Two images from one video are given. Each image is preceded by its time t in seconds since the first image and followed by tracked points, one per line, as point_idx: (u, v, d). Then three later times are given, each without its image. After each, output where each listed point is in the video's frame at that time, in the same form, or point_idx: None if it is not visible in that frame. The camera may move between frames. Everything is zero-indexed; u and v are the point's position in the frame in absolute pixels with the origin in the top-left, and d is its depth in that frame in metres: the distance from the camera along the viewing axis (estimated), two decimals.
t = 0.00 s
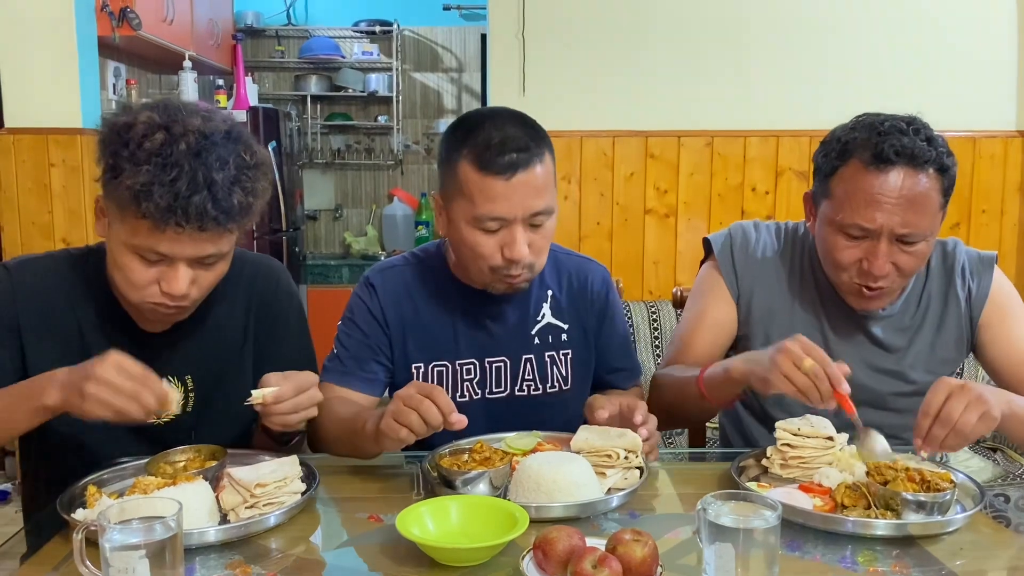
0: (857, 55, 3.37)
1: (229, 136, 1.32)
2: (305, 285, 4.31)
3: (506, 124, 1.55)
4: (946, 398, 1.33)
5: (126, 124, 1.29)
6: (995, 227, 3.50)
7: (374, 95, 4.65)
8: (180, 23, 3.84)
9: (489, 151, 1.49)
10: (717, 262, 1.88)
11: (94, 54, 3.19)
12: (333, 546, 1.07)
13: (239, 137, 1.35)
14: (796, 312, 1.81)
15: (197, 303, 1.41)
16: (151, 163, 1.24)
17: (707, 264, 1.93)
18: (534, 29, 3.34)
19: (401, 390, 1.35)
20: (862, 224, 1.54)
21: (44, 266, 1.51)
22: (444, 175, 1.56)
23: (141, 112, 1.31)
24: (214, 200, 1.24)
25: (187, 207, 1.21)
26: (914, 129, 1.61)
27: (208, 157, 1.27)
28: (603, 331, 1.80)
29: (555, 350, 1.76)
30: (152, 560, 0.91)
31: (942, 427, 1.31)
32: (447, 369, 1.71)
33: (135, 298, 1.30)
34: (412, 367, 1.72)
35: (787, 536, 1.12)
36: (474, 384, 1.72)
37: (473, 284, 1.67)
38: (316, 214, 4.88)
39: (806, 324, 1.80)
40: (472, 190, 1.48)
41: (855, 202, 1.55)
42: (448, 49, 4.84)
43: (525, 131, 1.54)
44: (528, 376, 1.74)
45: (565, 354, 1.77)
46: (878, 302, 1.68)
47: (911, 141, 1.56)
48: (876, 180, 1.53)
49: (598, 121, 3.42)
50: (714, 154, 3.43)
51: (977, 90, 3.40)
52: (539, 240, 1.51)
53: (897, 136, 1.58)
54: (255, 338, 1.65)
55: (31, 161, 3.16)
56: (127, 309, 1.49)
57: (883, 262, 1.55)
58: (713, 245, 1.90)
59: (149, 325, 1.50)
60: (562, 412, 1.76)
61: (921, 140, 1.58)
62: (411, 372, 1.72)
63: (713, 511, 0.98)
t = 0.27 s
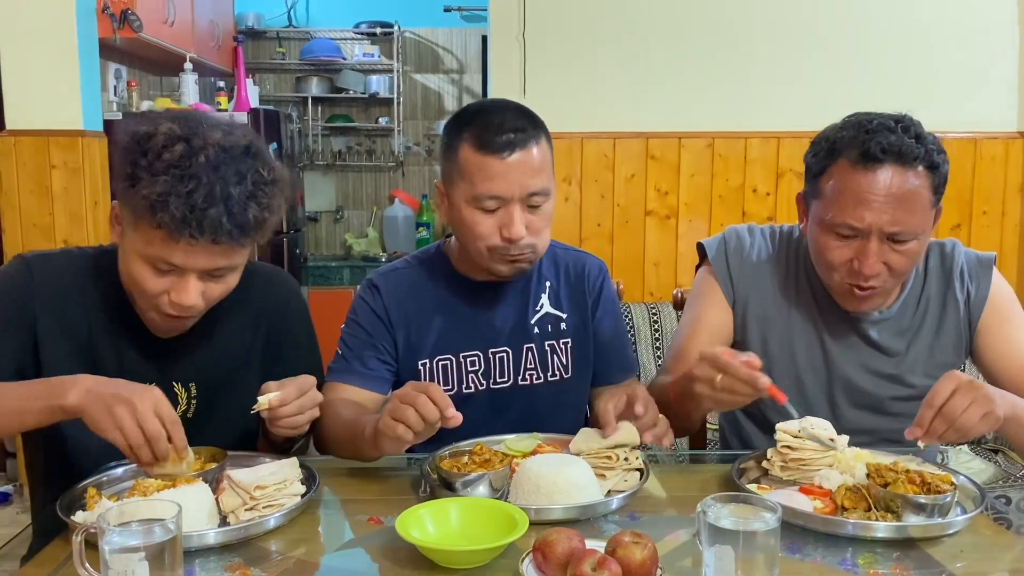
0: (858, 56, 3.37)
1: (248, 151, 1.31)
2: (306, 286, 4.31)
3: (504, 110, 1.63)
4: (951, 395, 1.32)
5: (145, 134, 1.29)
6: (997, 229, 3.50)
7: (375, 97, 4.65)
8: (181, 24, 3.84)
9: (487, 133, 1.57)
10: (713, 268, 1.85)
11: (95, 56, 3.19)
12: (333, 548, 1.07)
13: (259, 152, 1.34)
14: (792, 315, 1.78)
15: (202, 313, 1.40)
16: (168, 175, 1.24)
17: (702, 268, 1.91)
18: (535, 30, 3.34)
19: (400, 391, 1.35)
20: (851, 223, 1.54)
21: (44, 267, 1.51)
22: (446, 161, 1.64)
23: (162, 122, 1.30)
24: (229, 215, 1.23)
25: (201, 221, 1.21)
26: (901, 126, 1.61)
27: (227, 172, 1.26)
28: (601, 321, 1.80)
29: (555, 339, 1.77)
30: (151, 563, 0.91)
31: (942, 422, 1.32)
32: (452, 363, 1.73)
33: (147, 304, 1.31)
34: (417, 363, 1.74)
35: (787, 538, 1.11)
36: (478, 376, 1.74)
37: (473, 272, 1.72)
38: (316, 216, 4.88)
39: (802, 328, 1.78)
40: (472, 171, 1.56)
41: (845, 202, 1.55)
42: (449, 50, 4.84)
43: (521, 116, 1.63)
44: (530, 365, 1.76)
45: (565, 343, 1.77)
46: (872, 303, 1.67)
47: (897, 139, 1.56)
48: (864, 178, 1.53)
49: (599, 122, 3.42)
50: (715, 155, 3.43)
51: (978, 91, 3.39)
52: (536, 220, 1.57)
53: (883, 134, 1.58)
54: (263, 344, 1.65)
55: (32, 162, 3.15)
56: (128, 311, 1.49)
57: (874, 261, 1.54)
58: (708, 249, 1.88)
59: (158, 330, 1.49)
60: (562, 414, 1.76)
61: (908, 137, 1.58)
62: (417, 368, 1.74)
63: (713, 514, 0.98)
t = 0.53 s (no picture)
0: (860, 58, 3.38)
1: (280, 168, 1.32)
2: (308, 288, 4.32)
3: (513, 105, 1.66)
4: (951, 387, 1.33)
5: (181, 145, 1.30)
6: (999, 230, 3.50)
7: (377, 99, 4.66)
8: (183, 27, 3.85)
9: (497, 127, 1.60)
10: (715, 269, 1.83)
11: (97, 59, 3.20)
12: (338, 548, 1.08)
13: (291, 170, 1.35)
14: (789, 319, 1.78)
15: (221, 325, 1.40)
16: (200, 188, 1.24)
17: (702, 269, 1.88)
18: (537, 33, 3.34)
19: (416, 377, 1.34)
20: (836, 236, 1.49)
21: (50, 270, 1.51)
22: (457, 155, 1.67)
23: (198, 134, 1.31)
24: (257, 231, 1.24)
25: (229, 236, 1.21)
26: (886, 132, 1.54)
27: (259, 188, 1.27)
28: (602, 315, 1.81)
29: (559, 333, 1.79)
30: (157, 564, 0.92)
31: (942, 414, 1.32)
32: (459, 357, 1.75)
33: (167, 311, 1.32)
34: (426, 358, 1.76)
35: (790, 539, 1.12)
36: (485, 369, 1.76)
37: (480, 268, 1.75)
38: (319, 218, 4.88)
39: (800, 332, 1.77)
40: (481, 163, 1.60)
41: (829, 214, 1.50)
42: (451, 53, 4.85)
43: (530, 112, 1.66)
44: (535, 359, 1.77)
45: (569, 336, 1.79)
46: (863, 310, 1.63)
47: (881, 148, 1.50)
48: (847, 191, 1.47)
49: (601, 124, 3.42)
50: (716, 157, 3.44)
51: (979, 93, 3.40)
52: (543, 213, 1.61)
53: (867, 143, 1.51)
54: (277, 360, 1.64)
55: (35, 165, 3.16)
56: (133, 313, 1.49)
57: (861, 273, 1.49)
58: (708, 250, 1.85)
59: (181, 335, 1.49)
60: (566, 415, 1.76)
61: (894, 146, 1.51)
62: (425, 363, 1.76)
63: (715, 515, 0.98)
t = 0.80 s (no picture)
0: (861, 60, 3.38)
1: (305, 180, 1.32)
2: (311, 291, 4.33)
3: (514, 106, 1.67)
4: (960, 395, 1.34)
5: (209, 154, 1.30)
6: (1001, 232, 3.50)
7: (379, 102, 4.68)
8: (186, 31, 3.87)
9: (497, 126, 1.61)
10: (716, 271, 1.84)
11: (100, 63, 3.22)
12: (345, 550, 1.09)
13: (315, 183, 1.34)
14: (794, 323, 1.77)
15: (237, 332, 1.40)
16: (226, 196, 1.24)
17: (706, 271, 1.89)
18: (539, 35, 3.35)
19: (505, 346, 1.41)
20: (836, 248, 1.47)
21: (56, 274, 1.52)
22: (461, 155, 1.69)
23: (225, 143, 1.32)
24: (280, 241, 1.23)
25: (252, 244, 1.21)
26: (894, 146, 1.52)
27: (282, 198, 1.27)
28: (603, 313, 1.80)
29: (561, 331, 1.80)
30: (164, 567, 0.92)
31: (952, 421, 1.32)
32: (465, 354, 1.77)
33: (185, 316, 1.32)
34: (434, 354, 1.78)
35: (793, 542, 1.12)
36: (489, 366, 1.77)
37: (483, 266, 1.76)
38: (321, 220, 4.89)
39: (805, 337, 1.77)
40: (482, 161, 1.61)
41: (830, 226, 1.48)
42: (453, 56, 4.87)
43: (531, 112, 1.66)
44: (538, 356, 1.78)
45: (570, 333, 1.80)
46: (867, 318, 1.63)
47: (886, 162, 1.48)
48: (849, 205, 1.46)
49: (602, 127, 3.43)
50: (718, 159, 3.44)
51: (981, 95, 3.40)
52: (544, 211, 1.61)
53: (872, 156, 1.49)
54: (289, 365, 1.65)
55: (39, 168, 3.17)
56: (139, 316, 1.50)
57: (860, 286, 1.48)
58: (712, 252, 1.86)
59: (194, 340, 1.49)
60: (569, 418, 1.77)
61: (900, 160, 1.49)
62: (433, 359, 1.78)
63: (719, 518, 0.99)
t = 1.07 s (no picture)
0: (864, 61, 3.38)
1: (313, 189, 1.31)
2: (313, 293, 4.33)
3: (525, 109, 1.67)
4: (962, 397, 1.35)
5: (216, 160, 1.30)
6: (1004, 234, 3.50)
7: (381, 104, 4.69)
8: (188, 33, 3.88)
9: (507, 128, 1.61)
10: (731, 268, 1.84)
11: (102, 66, 3.23)
12: (348, 554, 1.09)
13: (324, 191, 1.33)
14: (805, 324, 1.77)
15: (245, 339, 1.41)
16: (233, 204, 1.23)
17: (721, 266, 1.90)
18: (540, 37, 3.35)
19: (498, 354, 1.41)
20: (856, 250, 1.47)
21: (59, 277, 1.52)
22: (470, 155, 1.69)
23: (234, 150, 1.30)
24: (286, 249, 1.23)
25: (259, 253, 1.20)
26: (922, 152, 1.51)
27: (290, 207, 1.26)
28: (604, 316, 1.79)
29: (564, 331, 1.79)
30: (167, 570, 0.92)
31: (956, 423, 1.32)
32: (471, 353, 1.77)
33: (190, 322, 1.32)
34: (441, 352, 1.78)
35: (796, 545, 1.12)
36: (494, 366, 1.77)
37: (491, 267, 1.77)
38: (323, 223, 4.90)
39: (816, 339, 1.76)
40: (490, 162, 1.61)
41: (852, 227, 1.47)
42: (455, 58, 4.87)
43: (543, 117, 1.66)
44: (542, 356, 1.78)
45: (573, 334, 1.80)
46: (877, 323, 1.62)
47: (913, 167, 1.46)
48: (873, 207, 1.45)
49: (604, 128, 3.43)
50: (720, 161, 3.44)
51: (983, 97, 3.40)
52: (550, 213, 1.62)
53: (898, 161, 1.48)
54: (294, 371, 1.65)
55: (42, 170, 3.17)
56: (143, 320, 1.51)
57: (877, 289, 1.48)
58: (729, 249, 1.86)
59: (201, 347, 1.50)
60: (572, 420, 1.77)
61: (927, 166, 1.48)
62: (440, 357, 1.78)
63: (722, 521, 0.99)
